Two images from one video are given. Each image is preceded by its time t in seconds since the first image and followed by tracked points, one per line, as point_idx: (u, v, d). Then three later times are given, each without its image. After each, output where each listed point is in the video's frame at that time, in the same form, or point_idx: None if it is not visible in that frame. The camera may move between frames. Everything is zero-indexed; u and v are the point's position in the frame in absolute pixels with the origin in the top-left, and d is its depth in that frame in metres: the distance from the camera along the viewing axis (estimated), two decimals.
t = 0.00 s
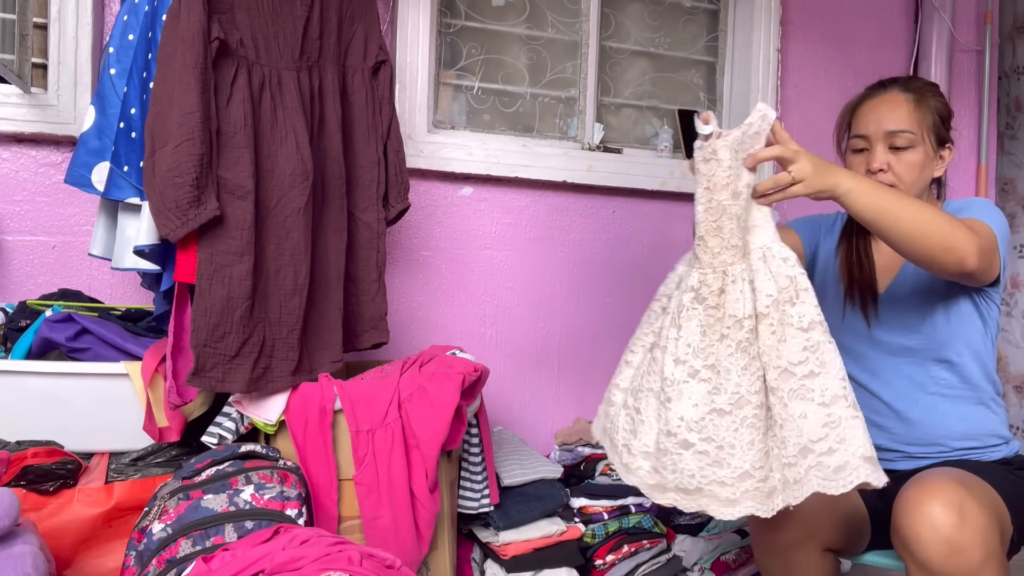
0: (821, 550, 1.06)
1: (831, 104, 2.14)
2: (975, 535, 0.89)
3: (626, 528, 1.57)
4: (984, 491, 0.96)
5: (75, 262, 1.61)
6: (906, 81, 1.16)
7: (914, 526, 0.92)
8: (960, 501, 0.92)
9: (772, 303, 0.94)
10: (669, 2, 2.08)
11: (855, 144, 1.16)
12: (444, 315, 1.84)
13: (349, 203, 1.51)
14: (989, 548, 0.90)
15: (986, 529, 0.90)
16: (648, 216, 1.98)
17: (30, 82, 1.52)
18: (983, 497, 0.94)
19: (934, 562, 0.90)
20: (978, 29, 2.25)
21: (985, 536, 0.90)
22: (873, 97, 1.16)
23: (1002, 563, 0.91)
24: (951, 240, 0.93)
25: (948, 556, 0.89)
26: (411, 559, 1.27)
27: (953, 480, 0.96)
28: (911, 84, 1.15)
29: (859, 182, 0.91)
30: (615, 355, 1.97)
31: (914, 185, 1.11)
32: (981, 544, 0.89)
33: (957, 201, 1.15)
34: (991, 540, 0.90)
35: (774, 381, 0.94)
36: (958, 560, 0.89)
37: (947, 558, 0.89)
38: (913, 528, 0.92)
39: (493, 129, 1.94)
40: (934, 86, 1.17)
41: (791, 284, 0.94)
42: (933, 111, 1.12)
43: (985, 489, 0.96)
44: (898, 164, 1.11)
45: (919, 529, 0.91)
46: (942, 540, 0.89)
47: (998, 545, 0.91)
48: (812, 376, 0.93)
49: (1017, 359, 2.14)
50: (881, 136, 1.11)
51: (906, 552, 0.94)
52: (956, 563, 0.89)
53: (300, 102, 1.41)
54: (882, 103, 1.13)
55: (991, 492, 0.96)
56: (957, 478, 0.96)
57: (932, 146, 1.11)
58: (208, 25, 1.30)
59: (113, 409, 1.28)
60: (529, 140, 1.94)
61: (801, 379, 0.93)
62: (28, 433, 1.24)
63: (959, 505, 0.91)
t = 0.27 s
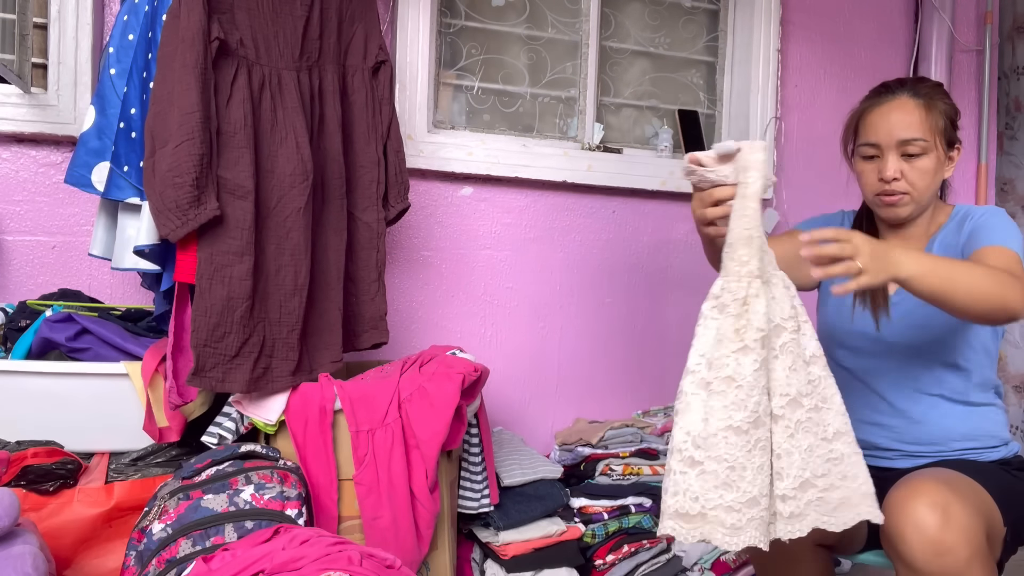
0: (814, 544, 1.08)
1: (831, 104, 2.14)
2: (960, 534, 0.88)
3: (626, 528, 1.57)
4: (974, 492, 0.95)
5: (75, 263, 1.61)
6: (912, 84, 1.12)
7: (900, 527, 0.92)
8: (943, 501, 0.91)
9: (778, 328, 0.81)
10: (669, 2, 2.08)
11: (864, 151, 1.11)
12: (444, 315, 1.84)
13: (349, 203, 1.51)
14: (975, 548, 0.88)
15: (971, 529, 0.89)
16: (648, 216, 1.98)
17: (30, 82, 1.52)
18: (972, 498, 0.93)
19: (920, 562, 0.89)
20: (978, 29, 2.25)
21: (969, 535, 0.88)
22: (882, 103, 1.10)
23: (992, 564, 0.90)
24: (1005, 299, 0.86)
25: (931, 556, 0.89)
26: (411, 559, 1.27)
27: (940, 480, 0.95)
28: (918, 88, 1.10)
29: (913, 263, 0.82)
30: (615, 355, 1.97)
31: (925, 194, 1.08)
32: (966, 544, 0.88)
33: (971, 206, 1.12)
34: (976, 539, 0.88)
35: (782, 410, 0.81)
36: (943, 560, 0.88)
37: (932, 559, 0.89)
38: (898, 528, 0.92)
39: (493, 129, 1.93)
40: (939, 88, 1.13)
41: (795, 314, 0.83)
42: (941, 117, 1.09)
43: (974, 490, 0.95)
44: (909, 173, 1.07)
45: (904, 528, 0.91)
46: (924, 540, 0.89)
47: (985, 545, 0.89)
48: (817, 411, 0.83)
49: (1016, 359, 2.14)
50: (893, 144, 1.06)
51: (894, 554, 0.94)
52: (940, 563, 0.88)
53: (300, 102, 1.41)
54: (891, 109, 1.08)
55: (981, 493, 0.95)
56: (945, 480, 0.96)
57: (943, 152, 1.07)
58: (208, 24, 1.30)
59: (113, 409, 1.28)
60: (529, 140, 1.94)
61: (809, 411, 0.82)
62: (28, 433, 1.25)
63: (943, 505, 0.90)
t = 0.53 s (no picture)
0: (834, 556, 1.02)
1: (831, 104, 2.14)
2: (948, 535, 0.88)
3: (626, 528, 1.57)
4: (960, 488, 0.94)
5: (75, 262, 1.61)
6: (917, 95, 1.05)
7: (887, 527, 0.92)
8: (930, 501, 0.90)
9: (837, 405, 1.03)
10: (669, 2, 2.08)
11: (866, 169, 1.05)
12: (444, 315, 1.84)
13: (349, 203, 1.51)
14: (964, 547, 0.88)
15: (959, 528, 0.89)
16: (648, 216, 1.98)
17: (30, 82, 1.52)
18: (959, 496, 0.92)
19: (908, 562, 0.90)
20: (978, 29, 2.25)
21: (957, 534, 0.88)
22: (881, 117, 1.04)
23: (980, 562, 0.90)
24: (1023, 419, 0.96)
25: (921, 556, 0.89)
26: (411, 559, 1.27)
27: (927, 479, 0.95)
28: (923, 102, 1.03)
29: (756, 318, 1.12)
30: (615, 355, 1.97)
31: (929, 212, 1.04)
32: (954, 543, 0.88)
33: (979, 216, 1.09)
34: (963, 538, 0.88)
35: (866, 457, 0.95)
36: (931, 560, 0.88)
37: (920, 559, 0.89)
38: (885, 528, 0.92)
39: (493, 129, 1.93)
40: (943, 95, 1.06)
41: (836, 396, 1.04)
42: (946, 130, 1.03)
43: (959, 486, 0.94)
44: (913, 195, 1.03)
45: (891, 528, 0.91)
46: (915, 542, 0.89)
47: (972, 542, 0.89)
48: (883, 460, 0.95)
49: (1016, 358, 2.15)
50: (897, 166, 1.02)
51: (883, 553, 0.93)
52: (930, 563, 0.88)
53: (300, 102, 1.41)
54: (893, 129, 1.02)
55: (968, 490, 0.95)
56: (932, 478, 0.95)
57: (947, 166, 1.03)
58: (208, 25, 1.30)
59: (113, 409, 1.28)
60: (529, 140, 1.94)
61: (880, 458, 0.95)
62: (28, 433, 1.24)
63: (930, 506, 0.90)
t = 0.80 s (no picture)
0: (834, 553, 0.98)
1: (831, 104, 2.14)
2: (953, 535, 0.88)
3: (626, 528, 1.57)
4: (967, 491, 0.95)
5: (76, 262, 1.61)
6: (877, 101, 1.04)
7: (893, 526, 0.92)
8: (937, 502, 0.91)
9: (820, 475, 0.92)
10: (669, 2, 2.08)
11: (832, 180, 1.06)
12: (444, 315, 1.84)
13: (349, 203, 1.51)
14: (969, 548, 0.89)
15: (965, 529, 0.89)
16: (648, 216, 1.98)
17: (30, 82, 1.52)
18: (966, 497, 0.93)
19: (912, 561, 0.90)
20: (978, 28, 2.25)
21: (964, 535, 0.89)
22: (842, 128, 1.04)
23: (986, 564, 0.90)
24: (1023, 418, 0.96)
25: (926, 556, 0.89)
26: (411, 559, 1.27)
27: (932, 479, 0.95)
28: (878, 110, 1.02)
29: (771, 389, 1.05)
30: (616, 355, 1.97)
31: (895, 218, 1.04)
32: (960, 544, 0.88)
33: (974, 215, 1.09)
34: (970, 539, 0.89)
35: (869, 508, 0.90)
36: (936, 560, 0.89)
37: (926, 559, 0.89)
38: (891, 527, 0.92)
39: (493, 129, 1.93)
40: (909, 98, 1.04)
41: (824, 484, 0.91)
42: (903, 137, 1.01)
43: (965, 487, 0.95)
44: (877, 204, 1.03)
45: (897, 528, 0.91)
46: (920, 542, 0.89)
47: (978, 543, 0.90)
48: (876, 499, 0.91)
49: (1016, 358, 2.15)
50: (858, 176, 1.02)
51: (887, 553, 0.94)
52: (935, 564, 0.89)
53: (300, 102, 1.41)
54: (849, 141, 1.02)
55: (975, 492, 0.95)
56: (939, 479, 0.95)
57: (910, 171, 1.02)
58: (208, 24, 1.30)
59: (113, 409, 1.28)
60: (529, 140, 1.94)
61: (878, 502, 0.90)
62: (28, 433, 1.25)
63: (937, 506, 0.90)
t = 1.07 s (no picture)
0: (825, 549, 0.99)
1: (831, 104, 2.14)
2: (966, 528, 0.89)
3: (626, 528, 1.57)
4: (976, 484, 0.95)
5: (75, 262, 1.61)
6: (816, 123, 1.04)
7: (906, 524, 0.92)
8: (949, 495, 0.91)
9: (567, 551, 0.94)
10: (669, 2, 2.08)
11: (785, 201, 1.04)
12: (444, 315, 1.84)
13: (348, 203, 1.51)
14: (982, 540, 0.89)
15: (976, 521, 0.90)
16: (648, 216, 1.98)
17: (30, 82, 1.52)
18: (974, 489, 0.94)
19: (927, 558, 0.90)
20: (978, 28, 2.24)
21: (976, 528, 0.89)
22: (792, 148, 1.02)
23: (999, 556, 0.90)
24: None
25: (939, 550, 0.89)
26: (411, 559, 1.27)
27: (944, 474, 0.96)
28: (822, 129, 1.02)
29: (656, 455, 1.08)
30: (616, 355, 1.97)
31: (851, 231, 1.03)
32: (972, 537, 0.89)
33: (930, 215, 1.10)
34: (982, 533, 0.89)
35: None
36: (951, 555, 0.89)
37: (939, 554, 0.89)
38: (904, 525, 0.93)
39: (493, 129, 1.93)
40: (852, 118, 1.04)
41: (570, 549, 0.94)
42: (852, 156, 1.01)
43: (977, 482, 0.95)
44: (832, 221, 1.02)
45: (910, 525, 0.92)
46: (933, 535, 0.90)
47: (991, 537, 0.90)
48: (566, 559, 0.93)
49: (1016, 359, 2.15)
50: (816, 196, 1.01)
51: (900, 548, 0.94)
52: (947, 557, 0.89)
53: (300, 102, 1.41)
54: (799, 163, 1.00)
55: (983, 484, 0.96)
56: (948, 473, 0.96)
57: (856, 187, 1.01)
58: (208, 24, 1.30)
59: (114, 409, 1.28)
60: (529, 140, 1.94)
61: None
62: (28, 433, 1.25)
63: (948, 499, 0.91)
